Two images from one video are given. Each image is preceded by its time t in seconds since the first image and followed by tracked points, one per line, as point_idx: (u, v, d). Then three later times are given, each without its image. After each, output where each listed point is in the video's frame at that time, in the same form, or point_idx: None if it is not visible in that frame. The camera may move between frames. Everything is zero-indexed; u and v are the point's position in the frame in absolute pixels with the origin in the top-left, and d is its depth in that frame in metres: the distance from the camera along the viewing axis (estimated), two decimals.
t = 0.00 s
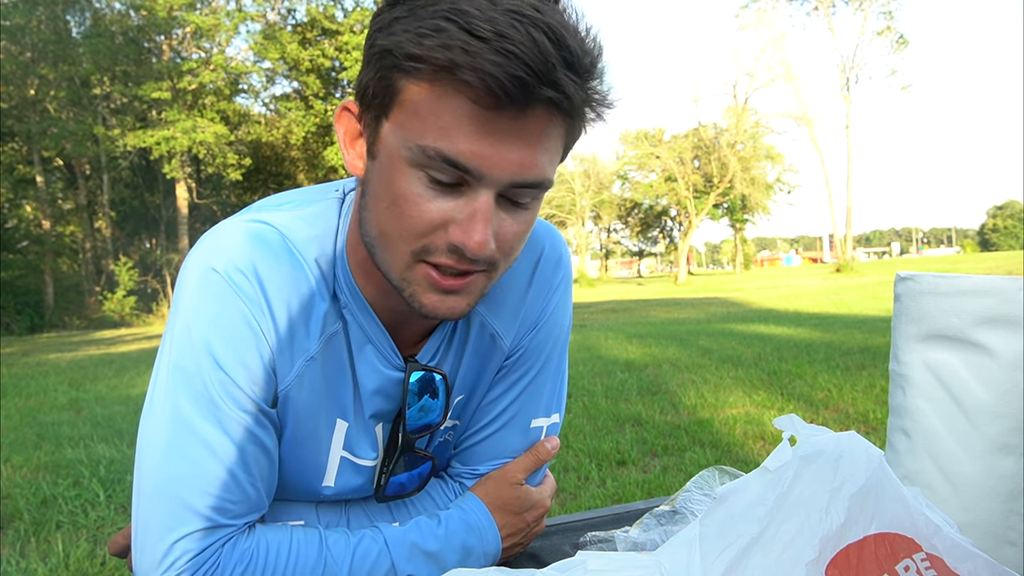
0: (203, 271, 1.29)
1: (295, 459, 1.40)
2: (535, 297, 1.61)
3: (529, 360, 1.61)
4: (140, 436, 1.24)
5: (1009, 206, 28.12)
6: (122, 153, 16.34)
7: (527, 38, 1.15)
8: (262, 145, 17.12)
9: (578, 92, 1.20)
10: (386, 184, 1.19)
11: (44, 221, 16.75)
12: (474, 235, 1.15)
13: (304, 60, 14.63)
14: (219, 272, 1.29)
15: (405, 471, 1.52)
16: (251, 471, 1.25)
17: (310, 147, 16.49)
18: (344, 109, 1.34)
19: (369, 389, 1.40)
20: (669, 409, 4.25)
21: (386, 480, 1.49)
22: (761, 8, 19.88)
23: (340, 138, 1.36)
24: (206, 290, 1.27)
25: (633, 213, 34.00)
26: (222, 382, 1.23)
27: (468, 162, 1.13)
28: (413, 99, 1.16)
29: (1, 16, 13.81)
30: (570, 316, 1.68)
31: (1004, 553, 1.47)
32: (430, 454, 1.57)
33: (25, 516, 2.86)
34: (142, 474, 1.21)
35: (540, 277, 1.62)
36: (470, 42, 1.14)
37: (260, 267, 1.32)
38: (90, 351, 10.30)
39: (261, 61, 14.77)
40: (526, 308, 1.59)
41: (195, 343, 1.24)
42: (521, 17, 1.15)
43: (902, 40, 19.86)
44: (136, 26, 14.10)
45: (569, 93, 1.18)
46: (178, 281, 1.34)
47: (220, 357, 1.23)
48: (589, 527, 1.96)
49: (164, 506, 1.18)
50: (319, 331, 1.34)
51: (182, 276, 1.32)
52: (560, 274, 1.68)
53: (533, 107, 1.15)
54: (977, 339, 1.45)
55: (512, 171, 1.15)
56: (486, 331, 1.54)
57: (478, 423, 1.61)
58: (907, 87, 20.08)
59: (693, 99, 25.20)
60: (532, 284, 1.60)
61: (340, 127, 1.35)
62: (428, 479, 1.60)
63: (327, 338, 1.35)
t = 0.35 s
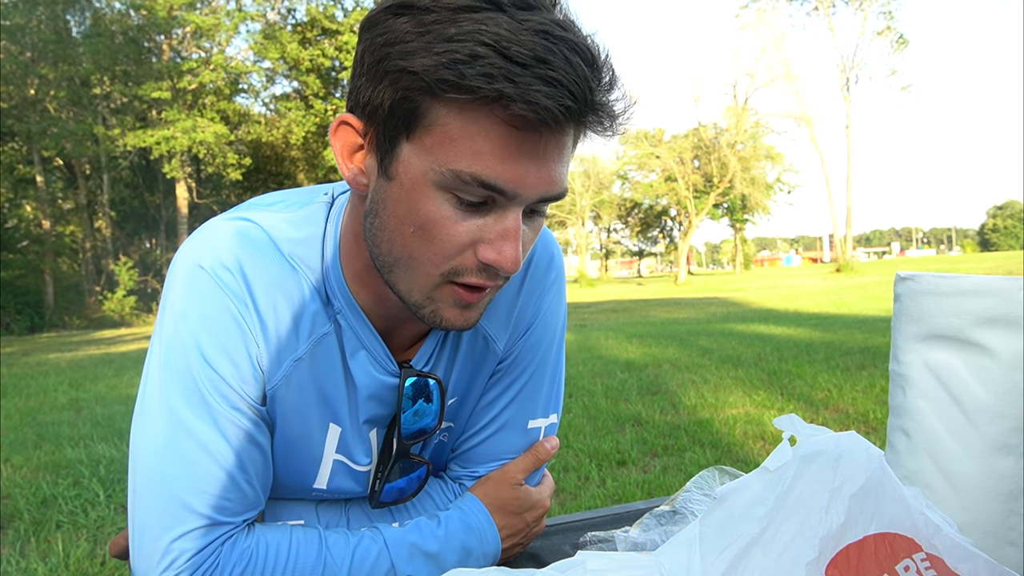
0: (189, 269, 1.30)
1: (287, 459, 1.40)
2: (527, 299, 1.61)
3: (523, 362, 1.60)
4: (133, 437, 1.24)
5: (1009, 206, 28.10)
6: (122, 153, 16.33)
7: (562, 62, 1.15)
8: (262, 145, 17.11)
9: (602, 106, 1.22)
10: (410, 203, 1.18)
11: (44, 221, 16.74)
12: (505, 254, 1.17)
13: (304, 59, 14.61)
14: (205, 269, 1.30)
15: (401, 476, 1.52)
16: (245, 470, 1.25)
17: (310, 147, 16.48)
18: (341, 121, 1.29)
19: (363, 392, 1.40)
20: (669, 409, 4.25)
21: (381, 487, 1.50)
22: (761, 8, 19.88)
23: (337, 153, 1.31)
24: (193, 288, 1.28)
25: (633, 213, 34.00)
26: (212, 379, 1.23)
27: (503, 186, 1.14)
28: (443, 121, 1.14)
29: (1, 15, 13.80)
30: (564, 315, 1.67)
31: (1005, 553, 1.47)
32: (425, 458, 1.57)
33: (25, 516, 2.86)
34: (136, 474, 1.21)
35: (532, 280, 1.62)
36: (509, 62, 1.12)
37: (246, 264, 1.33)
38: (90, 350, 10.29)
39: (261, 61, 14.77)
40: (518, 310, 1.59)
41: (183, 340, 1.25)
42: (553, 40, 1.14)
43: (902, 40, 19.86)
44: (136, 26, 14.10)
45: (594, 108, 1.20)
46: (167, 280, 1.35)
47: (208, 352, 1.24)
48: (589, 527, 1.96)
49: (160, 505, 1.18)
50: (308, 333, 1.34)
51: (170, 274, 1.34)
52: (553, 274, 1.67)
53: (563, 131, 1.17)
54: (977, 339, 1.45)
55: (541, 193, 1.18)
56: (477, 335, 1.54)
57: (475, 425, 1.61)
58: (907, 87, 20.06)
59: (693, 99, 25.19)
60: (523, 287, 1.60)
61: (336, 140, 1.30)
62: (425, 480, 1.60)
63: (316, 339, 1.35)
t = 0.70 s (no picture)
0: (195, 268, 1.31)
1: (290, 458, 1.40)
2: (528, 297, 1.60)
3: (523, 361, 1.61)
4: (137, 437, 1.25)
5: (1009, 206, 28.07)
6: (122, 153, 16.33)
7: (571, 59, 1.15)
8: (262, 145, 17.11)
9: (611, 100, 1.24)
10: (420, 204, 1.18)
11: (44, 221, 16.73)
12: (518, 249, 1.18)
13: (304, 60, 14.62)
14: (211, 269, 1.30)
15: (403, 476, 1.52)
16: (247, 468, 1.25)
17: (310, 147, 16.49)
18: (345, 126, 1.29)
19: (369, 392, 1.40)
20: (669, 409, 4.25)
21: (385, 486, 1.50)
22: (761, 8, 19.88)
23: (342, 157, 1.30)
24: (198, 289, 1.29)
25: (633, 213, 34.00)
26: (216, 377, 1.23)
27: (517, 181, 1.14)
28: (453, 122, 1.14)
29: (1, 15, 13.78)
30: (564, 313, 1.67)
31: (1005, 553, 1.47)
32: (427, 457, 1.58)
33: (25, 517, 2.86)
34: (140, 473, 1.21)
35: (532, 279, 1.62)
36: (521, 62, 1.12)
37: (252, 264, 1.33)
38: (90, 351, 10.30)
39: (261, 61, 14.77)
40: (519, 309, 1.59)
41: (189, 340, 1.25)
42: (561, 37, 1.15)
43: (902, 40, 19.86)
44: (136, 26, 14.10)
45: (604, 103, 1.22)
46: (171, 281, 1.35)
47: (212, 352, 1.24)
48: (589, 527, 1.96)
49: (162, 504, 1.18)
50: (311, 332, 1.34)
51: (175, 274, 1.34)
52: (553, 272, 1.67)
53: (573, 128, 1.18)
54: (978, 339, 1.45)
55: (551, 189, 1.18)
56: (480, 333, 1.54)
57: (475, 423, 1.62)
58: (907, 88, 20.05)
59: (693, 99, 25.18)
60: (525, 285, 1.59)
61: (341, 145, 1.30)
62: (425, 481, 1.60)
63: (320, 339, 1.35)
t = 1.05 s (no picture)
0: (196, 269, 1.30)
1: (290, 459, 1.40)
2: (529, 297, 1.61)
3: (524, 361, 1.61)
4: (137, 437, 1.25)
5: (1009, 206, 28.05)
6: (122, 153, 16.33)
7: (573, 56, 1.16)
8: (262, 145, 17.10)
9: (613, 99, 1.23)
10: (420, 200, 1.17)
11: (44, 221, 16.72)
12: (518, 247, 1.17)
13: (304, 60, 14.61)
14: (212, 270, 1.30)
15: (404, 476, 1.53)
16: (248, 469, 1.25)
17: (310, 147, 16.49)
18: (350, 122, 1.29)
19: (369, 392, 1.40)
20: (669, 409, 4.25)
21: (384, 486, 1.50)
22: (761, 8, 19.86)
23: (346, 153, 1.30)
24: (199, 289, 1.28)
25: (633, 213, 34.01)
26: (217, 378, 1.23)
27: (517, 177, 1.14)
28: (455, 116, 1.14)
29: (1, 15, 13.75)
30: (565, 314, 1.68)
31: (1005, 553, 1.47)
32: (428, 457, 1.58)
33: (25, 516, 2.86)
34: (140, 472, 1.21)
35: (534, 278, 1.62)
36: (523, 55, 1.13)
37: (253, 265, 1.33)
38: (89, 350, 10.30)
39: (261, 61, 14.77)
40: (522, 308, 1.59)
41: (190, 340, 1.25)
42: (564, 34, 1.15)
43: (902, 40, 19.84)
44: (136, 26, 14.10)
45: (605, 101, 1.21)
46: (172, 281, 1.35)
47: (213, 352, 1.24)
48: (589, 527, 1.96)
49: (163, 505, 1.18)
50: (313, 333, 1.34)
51: (176, 274, 1.34)
52: (555, 273, 1.67)
53: (577, 124, 1.18)
54: (977, 339, 1.45)
55: (553, 187, 1.17)
56: (482, 332, 1.54)
57: (475, 424, 1.62)
58: (907, 88, 20.01)
59: (693, 99, 25.18)
60: (527, 285, 1.59)
61: (346, 141, 1.30)
62: (426, 481, 1.60)
63: (322, 339, 1.35)
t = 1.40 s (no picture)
0: (203, 270, 1.29)
1: (293, 459, 1.40)
2: (533, 297, 1.61)
3: (527, 361, 1.60)
4: (140, 436, 1.25)
5: (1010, 206, 28.03)
6: (122, 153, 16.33)
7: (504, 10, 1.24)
8: (262, 145, 17.10)
9: (559, 59, 1.26)
10: (371, 163, 1.25)
11: (44, 221, 16.70)
12: (451, 209, 1.18)
13: (304, 59, 14.62)
14: (219, 271, 1.29)
15: (403, 476, 1.53)
16: (251, 471, 1.26)
17: (310, 147, 16.50)
18: (345, 109, 1.43)
19: (368, 394, 1.40)
20: (669, 409, 4.25)
21: (383, 486, 1.51)
22: (761, 8, 19.85)
23: (340, 138, 1.44)
24: (205, 289, 1.28)
25: (633, 213, 34.01)
26: (221, 379, 1.23)
27: (446, 131, 1.19)
28: (397, 74, 1.25)
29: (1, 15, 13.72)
30: (569, 313, 1.68)
31: (1005, 554, 1.47)
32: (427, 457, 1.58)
33: (25, 516, 2.86)
34: (141, 472, 1.21)
35: (537, 278, 1.62)
36: (450, 9, 1.24)
37: (260, 266, 1.32)
38: (89, 351, 10.29)
39: (261, 61, 14.77)
40: (524, 309, 1.59)
41: (195, 340, 1.24)
42: None
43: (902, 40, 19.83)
44: (136, 26, 14.10)
45: (549, 57, 1.24)
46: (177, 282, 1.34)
47: (219, 353, 1.24)
48: (589, 527, 1.96)
49: (166, 505, 1.18)
50: (317, 336, 1.34)
51: (182, 276, 1.33)
52: (558, 273, 1.68)
53: (513, 79, 1.22)
54: (978, 339, 1.45)
55: (490, 147, 1.20)
56: (487, 333, 1.54)
57: (477, 423, 1.62)
58: (907, 88, 19.95)
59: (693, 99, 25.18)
60: (530, 284, 1.60)
61: (342, 125, 1.43)
62: (426, 481, 1.60)
63: (326, 341, 1.35)
